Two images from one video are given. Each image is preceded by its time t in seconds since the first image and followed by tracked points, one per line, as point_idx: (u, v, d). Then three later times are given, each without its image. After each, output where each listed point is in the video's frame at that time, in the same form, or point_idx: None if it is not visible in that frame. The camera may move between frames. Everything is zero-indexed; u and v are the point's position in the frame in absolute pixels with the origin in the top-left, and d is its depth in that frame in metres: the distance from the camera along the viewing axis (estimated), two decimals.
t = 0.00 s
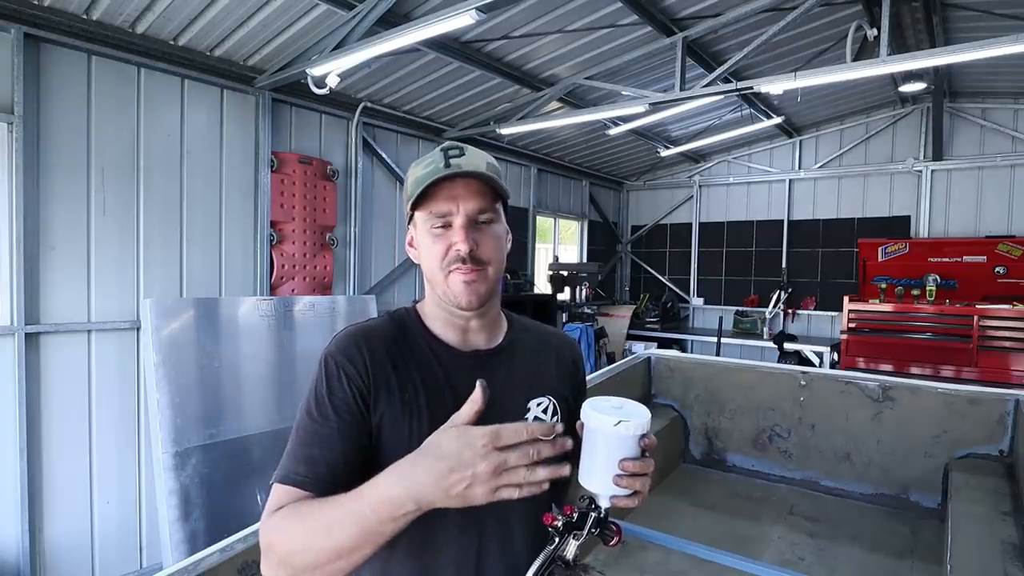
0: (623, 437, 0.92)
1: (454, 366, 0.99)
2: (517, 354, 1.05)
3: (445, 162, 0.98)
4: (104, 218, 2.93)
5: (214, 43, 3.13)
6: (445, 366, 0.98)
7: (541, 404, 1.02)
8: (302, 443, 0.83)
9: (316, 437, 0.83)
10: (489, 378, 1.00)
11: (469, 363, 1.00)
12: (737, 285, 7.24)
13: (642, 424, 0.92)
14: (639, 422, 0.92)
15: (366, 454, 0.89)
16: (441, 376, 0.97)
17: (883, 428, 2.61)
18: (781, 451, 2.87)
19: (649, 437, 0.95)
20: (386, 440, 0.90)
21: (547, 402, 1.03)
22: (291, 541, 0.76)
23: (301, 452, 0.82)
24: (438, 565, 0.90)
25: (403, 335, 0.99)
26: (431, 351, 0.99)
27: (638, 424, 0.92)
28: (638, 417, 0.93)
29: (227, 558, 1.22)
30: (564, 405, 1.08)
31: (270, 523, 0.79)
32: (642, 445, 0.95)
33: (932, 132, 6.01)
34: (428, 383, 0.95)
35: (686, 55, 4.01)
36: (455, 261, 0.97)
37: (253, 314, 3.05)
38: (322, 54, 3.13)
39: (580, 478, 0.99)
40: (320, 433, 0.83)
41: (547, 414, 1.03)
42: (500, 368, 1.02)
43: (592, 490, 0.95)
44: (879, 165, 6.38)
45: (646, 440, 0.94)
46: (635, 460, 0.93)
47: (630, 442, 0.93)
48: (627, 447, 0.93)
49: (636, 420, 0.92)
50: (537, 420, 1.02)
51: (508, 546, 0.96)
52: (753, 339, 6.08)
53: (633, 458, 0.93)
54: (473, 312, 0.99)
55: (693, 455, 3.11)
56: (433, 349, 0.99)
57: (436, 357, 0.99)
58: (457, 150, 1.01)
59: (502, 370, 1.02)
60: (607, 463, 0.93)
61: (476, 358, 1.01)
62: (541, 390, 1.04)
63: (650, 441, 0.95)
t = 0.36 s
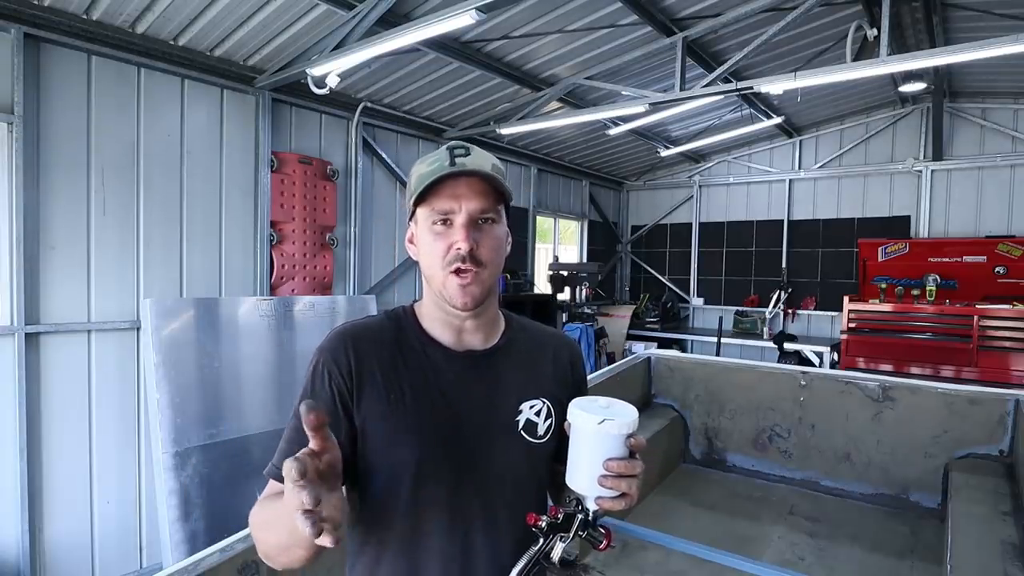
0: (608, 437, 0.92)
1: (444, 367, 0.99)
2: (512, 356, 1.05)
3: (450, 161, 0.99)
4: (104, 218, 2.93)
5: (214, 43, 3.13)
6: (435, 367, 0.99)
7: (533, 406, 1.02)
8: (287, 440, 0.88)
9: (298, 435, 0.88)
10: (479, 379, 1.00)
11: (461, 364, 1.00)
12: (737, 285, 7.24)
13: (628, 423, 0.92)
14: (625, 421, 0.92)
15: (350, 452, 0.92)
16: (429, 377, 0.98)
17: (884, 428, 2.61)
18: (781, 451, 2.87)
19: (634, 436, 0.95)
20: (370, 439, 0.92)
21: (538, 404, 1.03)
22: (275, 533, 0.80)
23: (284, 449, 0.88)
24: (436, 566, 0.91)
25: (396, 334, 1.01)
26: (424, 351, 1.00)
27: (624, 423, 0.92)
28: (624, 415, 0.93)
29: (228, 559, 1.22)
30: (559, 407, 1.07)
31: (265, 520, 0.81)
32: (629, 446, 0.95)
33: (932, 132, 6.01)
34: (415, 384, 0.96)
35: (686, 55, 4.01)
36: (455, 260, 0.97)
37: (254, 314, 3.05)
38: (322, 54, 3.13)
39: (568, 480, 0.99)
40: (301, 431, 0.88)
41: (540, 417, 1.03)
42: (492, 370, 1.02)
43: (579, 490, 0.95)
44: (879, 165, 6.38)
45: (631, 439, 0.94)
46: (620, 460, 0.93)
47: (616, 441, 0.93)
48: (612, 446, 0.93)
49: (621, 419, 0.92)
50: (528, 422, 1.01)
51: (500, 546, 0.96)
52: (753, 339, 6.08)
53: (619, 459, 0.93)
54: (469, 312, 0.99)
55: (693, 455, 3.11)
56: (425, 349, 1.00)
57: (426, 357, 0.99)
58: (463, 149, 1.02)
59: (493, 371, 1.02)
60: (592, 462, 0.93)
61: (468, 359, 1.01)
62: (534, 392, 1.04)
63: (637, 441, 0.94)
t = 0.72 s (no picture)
0: (641, 446, 0.91)
1: (445, 371, 0.99)
2: (512, 360, 1.05)
3: (454, 163, 0.99)
4: (104, 218, 2.93)
5: (213, 43, 3.13)
6: (436, 371, 0.99)
7: (531, 412, 1.02)
8: (295, 445, 0.88)
9: (306, 440, 0.88)
10: (481, 383, 1.00)
11: (460, 369, 1.00)
12: (737, 285, 7.24)
13: (661, 432, 0.92)
14: (657, 430, 0.92)
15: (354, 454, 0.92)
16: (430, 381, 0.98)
17: (884, 428, 2.61)
18: (781, 451, 2.87)
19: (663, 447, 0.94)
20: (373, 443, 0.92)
21: (537, 409, 1.03)
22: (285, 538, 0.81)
23: (293, 454, 0.88)
24: (437, 568, 0.91)
25: (396, 337, 1.01)
26: (425, 354, 1.00)
27: (657, 432, 0.91)
28: (656, 424, 0.93)
29: (228, 559, 1.22)
30: (556, 410, 1.08)
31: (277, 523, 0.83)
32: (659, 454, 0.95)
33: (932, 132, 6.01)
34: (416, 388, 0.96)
35: (686, 55, 4.01)
36: (458, 261, 0.97)
37: (253, 314, 3.05)
38: (322, 54, 3.13)
39: (594, 484, 0.99)
40: (310, 437, 0.88)
41: (537, 422, 1.03)
42: (492, 374, 1.02)
43: (607, 495, 0.96)
44: (879, 165, 6.38)
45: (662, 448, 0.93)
46: (651, 468, 0.92)
47: (648, 450, 0.92)
48: (644, 454, 0.92)
49: (654, 428, 0.91)
50: (525, 426, 1.02)
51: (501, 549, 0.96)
52: (753, 339, 6.08)
53: (649, 467, 0.93)
54: (469, 314, 0.99)
55: (693, 455, 3.11)
56: (426, 352, 1.00)
57: (427, 362, 0.99)
58: (467, 153, 1.02)
59: (493, 375, 1.02)
60: (623, 469, 0.93)
61: (469, 362, 1.01)
62: (532, 397, 1.04)
63: (667, 449, 0.94)
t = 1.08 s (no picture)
0: (635, 448, 0.92)
1: (447, 373, 0.99)
2: (514, 362, 1.05)
3: (459, 165, 0.99)
4: (104, 217, 2.93)
5: (213, 43, 3.13)
6: (438, 374, 0.99)
7: (533, 415, 1.02)
8: (297, 448, 0.88)
9: (309, 443, 0.88)
10: (483, 385, 1.00)
11: (462, 370, 1.00)
12: (737, 285, 7.24)
13: (656, 434, 0.92)
14: (653, 433, 0.92)
15: (357, 455, 0.92)
16: (431, 383, 0.98)
17: (884, 428, 2.61)
18: (781, 451, 2.87)
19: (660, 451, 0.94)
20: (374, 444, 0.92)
21: (540, 412, 1.03)
22: (288, 539, 0.83)
23: (295, 456, 0.88)
24: (440, 567, 0.91)
25: (398, 339, 1.00)
26: (425, 355, 1.00)
27: (652, 434, 0.92)
28: (651, 426, 0.93)
29: (228, 558, 1.22)
30: (559, 412, 1.07)
31: (280, 524, 0.84)
32: (653, 458, 0.95)
33: (932, 132, 6.01)
34: (417, 391, 0.96)
35: (686, 55, 4.01)
36: (460, 264, 0.97)
37: (253, 314, 3.05)
38: (322, 54, 3.13)
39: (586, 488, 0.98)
40: (312, 440, 0.88)
41: (539, 424, 1.03)
42: (494, 375, 1.02)
43: (599, 500, 0.95)
44: (879, 165, 6.38)
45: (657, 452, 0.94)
46: (644, 472, 0.93)
47: (642, 453, 0.92)
48: (637, 457, 0.92)
49: (649, 430, 0.92)
50: (526, 429, 1.01)
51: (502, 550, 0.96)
52: (753, 339, 6.08)
53: (643, 471, 0.93)
54: (471, 316, 0.99)
55: (693, 455, 3.11)
56: (427, 353, 1.00)
57: (429, 363, 0.99)
58: (472, 154, 1.02)
59: (494, 377, 1.02)
60: (616, 473, 0.93)
61: (471, 364, 1.01)
62: (534, 399, 1.03)
63: (661, 453, 0.94)
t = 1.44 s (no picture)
0: (632, 446, 0.91)
1: (447, 374, 0.99)
2: (515, 363, 1.05)
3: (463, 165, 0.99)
4: (104, 217, 2.93)
5: (213, 43, 3.13)
6: (438, 375, 0.99)
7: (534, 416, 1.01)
8: (298, 448, 0.89)
9: (309, 443, 0.88)
10: (484, 385, 1.00)
11: (463, 371, 1.00)
12: (737, 285, 7.24)
13: (653, 433, 0.92)
14: (650, 431, 0.92)
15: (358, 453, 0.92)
16: (432, 384, 0.98)
17: (884, 428, 2.61)
18: (781, 451, 2.87)
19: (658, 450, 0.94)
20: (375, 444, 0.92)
21: (541, 412, 1.02)
22: (288, 539, 0.82)
23: (295, 455, 0.88)
24: (440, 566, 0.91)
25: (399, 339, 1.01)
26: (426, 356, 1.00)
27: (649, 433, 0.92)
28: (649, 425, 0.93)
29: (228, 558, 1.22)
30: (561, 414, 1.06)
31: (281, 522, 0.84)
32: (651, 457, 0.94)
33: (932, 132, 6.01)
34: (418, 391, 0.96)
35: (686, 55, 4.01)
36: (461, 264, 0.97)
37: (254, 314, 3.05)
38: (322, 54, 3.13)
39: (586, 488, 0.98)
40: (313, 440, 0.88)
41: (540, 425, 1.02)
42: (494, 376, 1.02)
43: (598, 500, 0.95)
44: (879, 165, 6.38)
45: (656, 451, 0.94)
46: (642, 471, 0.92)
47: (640, 452, 0.92)
48: (634, 455, 0.92)
49: (646, 429, 0.91)
50: (527, 430, 1.01)
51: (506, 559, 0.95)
52: (753, 339, 6.08)
53: (641, 469, 0.93)
54: (471, 317, 0.99)
55: (693, 455, 3.11)
56: (427, 354, 1.00)
57: (428, 364, 0.99)
58: (477, 155, 1.02)
59: (495, 378, 1.02)
60: (613, 471, 0.93)
61: (471, 365, 1.01)
62: (535, 400, 1.03)
63: (660, 452, 0.94)
